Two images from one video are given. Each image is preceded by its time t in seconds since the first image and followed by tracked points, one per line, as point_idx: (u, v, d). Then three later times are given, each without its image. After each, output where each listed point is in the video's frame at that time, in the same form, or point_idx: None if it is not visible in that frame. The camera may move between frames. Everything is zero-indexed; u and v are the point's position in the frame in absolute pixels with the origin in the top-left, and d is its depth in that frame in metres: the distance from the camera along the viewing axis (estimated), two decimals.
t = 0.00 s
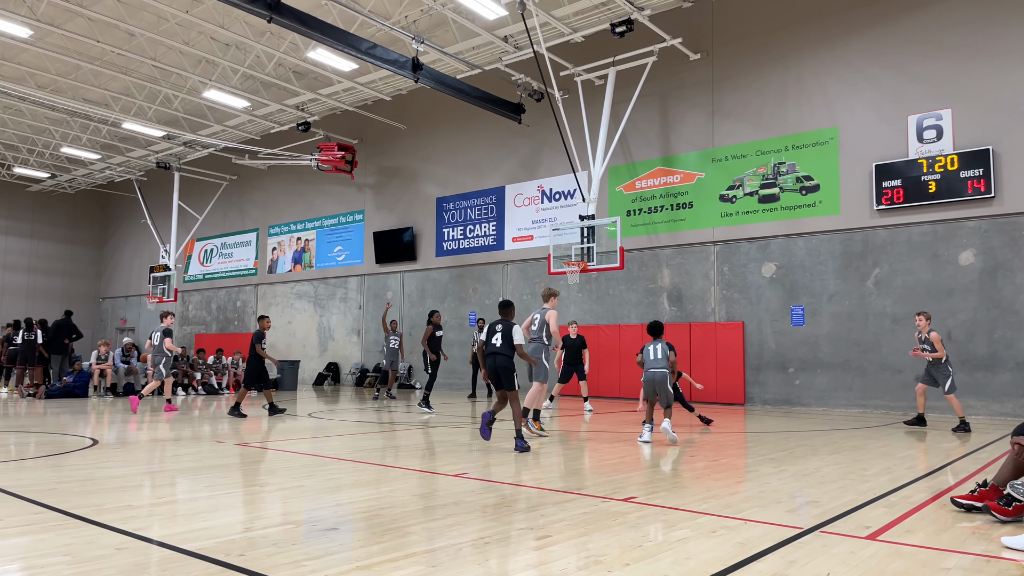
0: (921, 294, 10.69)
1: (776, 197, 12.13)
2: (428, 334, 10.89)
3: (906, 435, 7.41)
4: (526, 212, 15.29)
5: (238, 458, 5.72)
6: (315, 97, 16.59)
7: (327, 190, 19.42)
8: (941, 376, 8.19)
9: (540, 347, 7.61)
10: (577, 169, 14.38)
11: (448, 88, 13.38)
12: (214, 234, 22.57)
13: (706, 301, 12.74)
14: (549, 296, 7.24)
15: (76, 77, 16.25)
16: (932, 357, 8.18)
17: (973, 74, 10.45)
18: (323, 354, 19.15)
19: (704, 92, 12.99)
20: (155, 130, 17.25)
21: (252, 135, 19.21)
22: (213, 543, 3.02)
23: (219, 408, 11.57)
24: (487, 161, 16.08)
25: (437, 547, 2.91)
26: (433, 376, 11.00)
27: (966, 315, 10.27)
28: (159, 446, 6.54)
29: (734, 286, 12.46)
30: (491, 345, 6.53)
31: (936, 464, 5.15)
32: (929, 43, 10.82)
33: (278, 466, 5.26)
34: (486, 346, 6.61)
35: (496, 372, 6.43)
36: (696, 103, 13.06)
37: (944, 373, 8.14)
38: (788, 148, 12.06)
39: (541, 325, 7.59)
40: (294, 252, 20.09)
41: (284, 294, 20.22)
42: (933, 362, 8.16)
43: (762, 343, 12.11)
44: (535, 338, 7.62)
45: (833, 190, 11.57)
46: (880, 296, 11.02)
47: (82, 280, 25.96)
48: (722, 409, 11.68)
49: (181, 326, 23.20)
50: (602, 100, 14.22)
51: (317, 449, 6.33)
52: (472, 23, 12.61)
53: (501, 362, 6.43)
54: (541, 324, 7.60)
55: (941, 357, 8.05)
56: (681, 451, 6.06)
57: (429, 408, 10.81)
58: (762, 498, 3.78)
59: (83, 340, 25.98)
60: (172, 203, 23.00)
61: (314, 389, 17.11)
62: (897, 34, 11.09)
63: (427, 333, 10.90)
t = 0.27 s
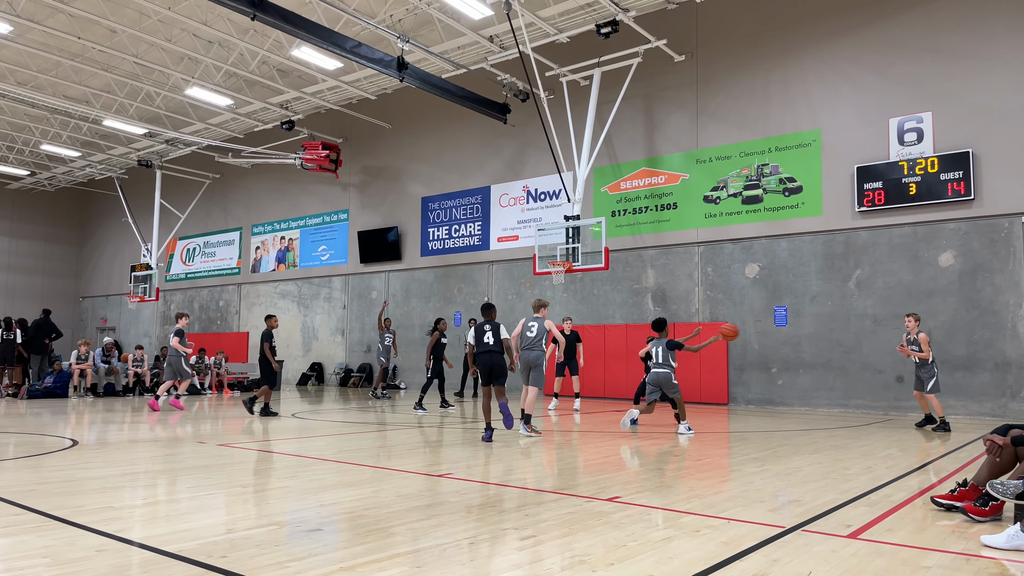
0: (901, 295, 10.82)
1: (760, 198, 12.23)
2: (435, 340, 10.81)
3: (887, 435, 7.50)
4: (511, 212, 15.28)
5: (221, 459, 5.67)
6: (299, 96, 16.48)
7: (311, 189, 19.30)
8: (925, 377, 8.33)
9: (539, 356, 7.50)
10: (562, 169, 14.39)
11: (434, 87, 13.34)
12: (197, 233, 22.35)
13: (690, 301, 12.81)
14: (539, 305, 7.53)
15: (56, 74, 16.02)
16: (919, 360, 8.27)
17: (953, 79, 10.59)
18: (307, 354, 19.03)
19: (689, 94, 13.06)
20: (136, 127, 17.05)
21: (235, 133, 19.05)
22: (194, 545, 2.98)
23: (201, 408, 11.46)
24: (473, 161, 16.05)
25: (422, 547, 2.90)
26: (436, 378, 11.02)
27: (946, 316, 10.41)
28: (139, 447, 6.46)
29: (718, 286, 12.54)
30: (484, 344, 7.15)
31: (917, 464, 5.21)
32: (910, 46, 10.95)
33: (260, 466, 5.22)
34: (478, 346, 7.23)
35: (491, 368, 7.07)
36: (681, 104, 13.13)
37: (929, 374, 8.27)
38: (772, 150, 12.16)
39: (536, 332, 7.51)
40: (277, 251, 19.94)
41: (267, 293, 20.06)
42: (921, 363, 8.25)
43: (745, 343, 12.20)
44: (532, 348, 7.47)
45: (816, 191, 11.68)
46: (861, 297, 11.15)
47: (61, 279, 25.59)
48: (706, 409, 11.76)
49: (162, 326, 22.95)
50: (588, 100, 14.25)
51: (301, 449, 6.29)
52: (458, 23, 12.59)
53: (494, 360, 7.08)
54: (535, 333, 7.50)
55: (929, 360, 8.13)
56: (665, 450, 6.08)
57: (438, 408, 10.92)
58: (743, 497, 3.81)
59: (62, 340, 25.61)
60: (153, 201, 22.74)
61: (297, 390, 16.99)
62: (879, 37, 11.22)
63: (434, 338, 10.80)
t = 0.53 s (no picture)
0: (897, 295, 10.85)
1: (756, 198, 12.24)
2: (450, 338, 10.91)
3: (884, 435, 7.52)
4: (508, 212, 15.29)
5: (218, 458, 5.66)
6: (296, 95, 16.46)
7: (308, 189, 19.28)
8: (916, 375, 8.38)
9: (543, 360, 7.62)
10: (559, 169, 14.40)
11: (431, 87, 13.33)
12: (193, 232, 22.31)
13: (687, 301, 12.83)
14: (540, 313, 7.81)
15: (52, 73, 15.97)
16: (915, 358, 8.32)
17: (949, 80, 10.63)
18: (304, 354, 19.00)
19: (686, 94, 13.07)
20: (133, 126, 17.01)
21: (232, 132, 19.01)
22: (192, 545, 2.98)
23: (198, 408, 11.44)
24: (470, 160, 16.05)
25: (420, 547, 2.91)
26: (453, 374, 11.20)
27: (942, 315, 10.44)
28: (136, 446, 6.45)
29: (714, 286, 12.56)
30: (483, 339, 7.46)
31: (912, 463, 5.23)
32: (906, 47, 10.98)
33: (258, 466, 5.22)
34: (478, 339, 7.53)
35: (488, 363, 7.39)
36: (678, 104, 13.15)
37: (918, 372, 8.34)
38: (768, 150, 12.18)
39: (541, 338, 7.67)
40: (274, 250, 19.92)
41: (264, 293, 20.03)
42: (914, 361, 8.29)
43: (742, 343, 12.22)
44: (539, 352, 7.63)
45: (812, 191, 11.71)
46: (857, 297, 11.17)
47: (57, 278, 25.51)
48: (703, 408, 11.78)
49: (159, 325, 22.90)
50: (585, 100, 14.26)
51: (299, 449, 6.29)
52: (455, 22, 12.58)
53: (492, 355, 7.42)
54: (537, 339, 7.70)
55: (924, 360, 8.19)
56: (661, 450, 6.09)
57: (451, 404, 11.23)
58: (740, 496, 3.83)
59: (58, 339, 25.53)
60: (150, 200, 22.69)
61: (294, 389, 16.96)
62: (875, 38, 11.25)
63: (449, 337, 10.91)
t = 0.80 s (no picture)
0: (897, 294, 10.85)
1: (756, 199, 12.24)
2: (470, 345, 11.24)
3: (884, 435, 7.52)
4: (508, 212, 15.28)
5: (218, 459, 5.66)
6: (296, 95, 16.46)
7: (308, 189, 19.27)
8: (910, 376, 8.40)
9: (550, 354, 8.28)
10: (559, 169, 14.39)
11: (430, 87, 13.33)
12: (193, 232, 22.31)
13: (687, 301, 12.83)
14: (555, 309, 8.49)
15: (53, 73, 15.97)
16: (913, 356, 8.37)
17: (949, 80, 10.62)
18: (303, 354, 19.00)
19: (686, 94, 13.07)
20: (133, 126, 17.01)
21: (232, 132, 19.01)
22: (192, 545, 2.98)
23: (198, 408, 11.44)
24: (470, 160, 16.04)
25: (420, 547, 2.91)
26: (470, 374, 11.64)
27: (942, 315, 10.44)
28: (136, 447, 6.45)
29: (714, 286, 12.55)
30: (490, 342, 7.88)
31: (913, 463, 5.23)
32: (906, 47, 10.98)
33: (258, 467, 5.22)
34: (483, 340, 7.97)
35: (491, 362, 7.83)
36: (678, 104, 13.14)
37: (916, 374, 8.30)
38: (768, 150, 12.18)
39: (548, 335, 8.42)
40: (274, 251, 19.92)
41: (264, 293, 20.03)
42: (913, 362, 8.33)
43: (742, 343, 12.22)
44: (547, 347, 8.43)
45: (812, 191, 11.71)
46: (857, 297, 11.17)
47: (58, 278, 25.52)
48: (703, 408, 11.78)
49: (159, 325, 22.91)
50: (585, 101, 14.26)
51: (299, 449, 6.30)
52: (455, 22, 12.59)
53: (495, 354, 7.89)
54: (544, 336, 8.72)
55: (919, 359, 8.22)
56: (661, 450, 6.09)
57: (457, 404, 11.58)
58: (740, 497, 3.82)
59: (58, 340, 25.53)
60: (150, 200, 22.68)
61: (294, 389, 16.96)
62: (875, 37, 11.25)
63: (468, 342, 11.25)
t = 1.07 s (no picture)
0: (897, 295, 10.86)
1: (756, 199, 12.24)
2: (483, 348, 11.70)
3: (884, 435, 7.53)
4: (508, 212, 15.29)
5: (219, 459, 5.66)
6: (296, 95, 16.47)
7: (308, 189, 19.28)
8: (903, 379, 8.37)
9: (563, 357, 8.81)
10: (560, 169, 14.40)
11: (430, 87, 13.33)
12: (194, 232, 22.31)
13: (687, 302, 12.83)
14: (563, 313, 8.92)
15: (53, 73, 15.97)
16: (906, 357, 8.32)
17: (949, 81, 10.63)
18: (304, 354, 19.01)
19: (686, 94, 13.08)
20: (133, 127, 17.02)
21: (232, 132, 19.02)
22: (193, 545, 2.98)
23: (198, 408, 11.44)
24: (470, 161, 16.05)
25: (420, 547, 2.91)
26: (482, 375, 12.12)
27: (942, 316, 10.44)
28: (136, 447, 6.46)
29: (715, 287, 12.56)
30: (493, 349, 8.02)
31: (913, 463, 5.23)
32: (906, 47, 10.99)
33: (258, 467, 5.22)
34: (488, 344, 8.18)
35: (494, 368, 7.99)
36: (678, 105, 13.15)
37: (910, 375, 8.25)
38: (768, 150, 12.19)
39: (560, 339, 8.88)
40: (274, 251, 19.93)
41: (265, 293, 20.03)
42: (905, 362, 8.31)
43: (742, 344, 12.22)
44: (558, 350, 8.79)
45: (812, 192, 11.72)
46: (857, 297, 11.18)
47: (57, 278, 25.51)
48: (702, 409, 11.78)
49: (159, 325, 22.91)
50: (585, 101, 14.27)
51: (299, 449, 6.30)
52: (455, 23, 12.60)
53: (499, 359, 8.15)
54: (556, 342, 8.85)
55: (912, 360, 8.17)
56: (661, 451, 6.09)
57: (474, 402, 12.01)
58: (740, 497, 3.82)
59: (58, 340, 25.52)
60: (150, 200, 22.69)
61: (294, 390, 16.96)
62: (875, 38, 11.25)
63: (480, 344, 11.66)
